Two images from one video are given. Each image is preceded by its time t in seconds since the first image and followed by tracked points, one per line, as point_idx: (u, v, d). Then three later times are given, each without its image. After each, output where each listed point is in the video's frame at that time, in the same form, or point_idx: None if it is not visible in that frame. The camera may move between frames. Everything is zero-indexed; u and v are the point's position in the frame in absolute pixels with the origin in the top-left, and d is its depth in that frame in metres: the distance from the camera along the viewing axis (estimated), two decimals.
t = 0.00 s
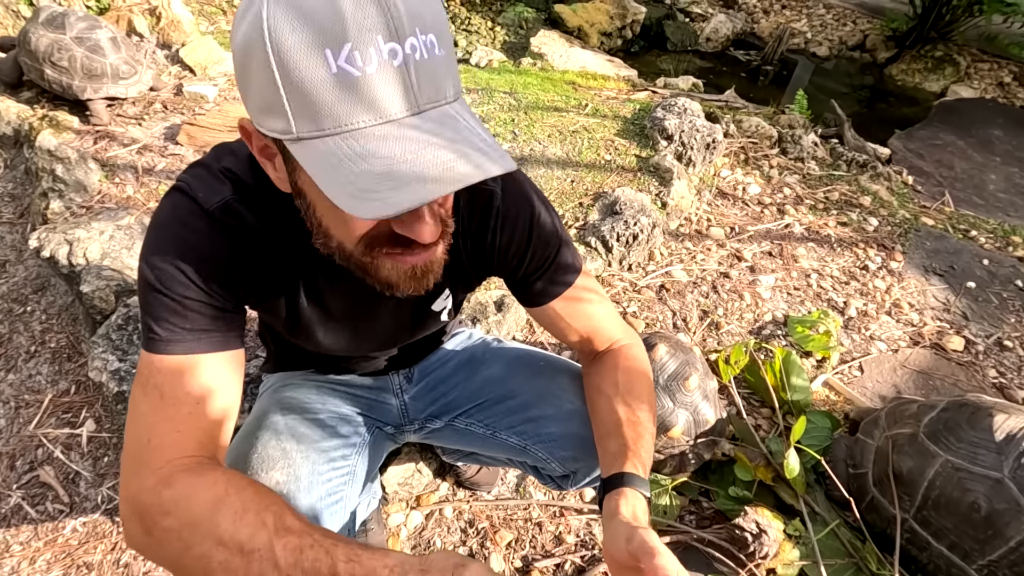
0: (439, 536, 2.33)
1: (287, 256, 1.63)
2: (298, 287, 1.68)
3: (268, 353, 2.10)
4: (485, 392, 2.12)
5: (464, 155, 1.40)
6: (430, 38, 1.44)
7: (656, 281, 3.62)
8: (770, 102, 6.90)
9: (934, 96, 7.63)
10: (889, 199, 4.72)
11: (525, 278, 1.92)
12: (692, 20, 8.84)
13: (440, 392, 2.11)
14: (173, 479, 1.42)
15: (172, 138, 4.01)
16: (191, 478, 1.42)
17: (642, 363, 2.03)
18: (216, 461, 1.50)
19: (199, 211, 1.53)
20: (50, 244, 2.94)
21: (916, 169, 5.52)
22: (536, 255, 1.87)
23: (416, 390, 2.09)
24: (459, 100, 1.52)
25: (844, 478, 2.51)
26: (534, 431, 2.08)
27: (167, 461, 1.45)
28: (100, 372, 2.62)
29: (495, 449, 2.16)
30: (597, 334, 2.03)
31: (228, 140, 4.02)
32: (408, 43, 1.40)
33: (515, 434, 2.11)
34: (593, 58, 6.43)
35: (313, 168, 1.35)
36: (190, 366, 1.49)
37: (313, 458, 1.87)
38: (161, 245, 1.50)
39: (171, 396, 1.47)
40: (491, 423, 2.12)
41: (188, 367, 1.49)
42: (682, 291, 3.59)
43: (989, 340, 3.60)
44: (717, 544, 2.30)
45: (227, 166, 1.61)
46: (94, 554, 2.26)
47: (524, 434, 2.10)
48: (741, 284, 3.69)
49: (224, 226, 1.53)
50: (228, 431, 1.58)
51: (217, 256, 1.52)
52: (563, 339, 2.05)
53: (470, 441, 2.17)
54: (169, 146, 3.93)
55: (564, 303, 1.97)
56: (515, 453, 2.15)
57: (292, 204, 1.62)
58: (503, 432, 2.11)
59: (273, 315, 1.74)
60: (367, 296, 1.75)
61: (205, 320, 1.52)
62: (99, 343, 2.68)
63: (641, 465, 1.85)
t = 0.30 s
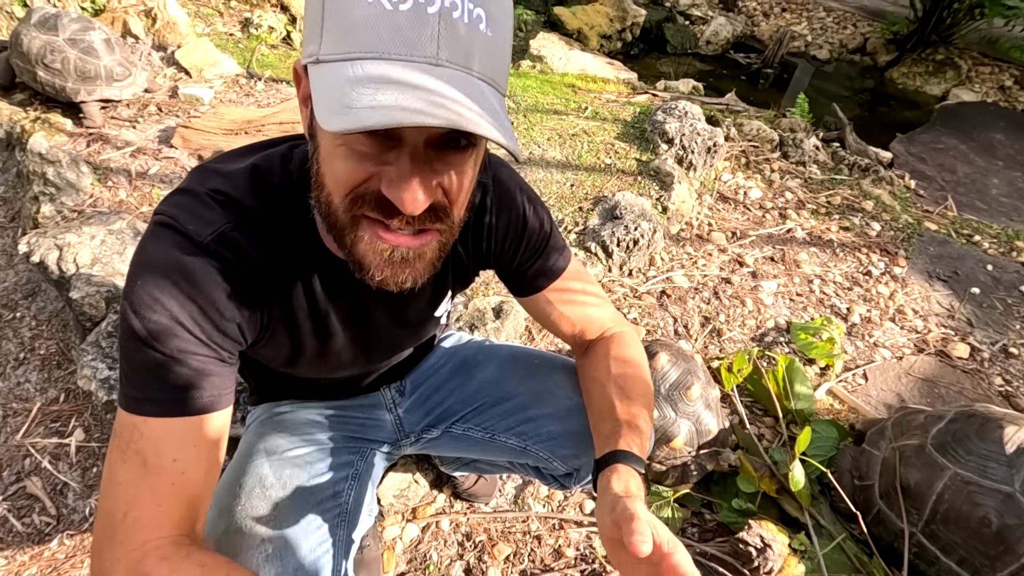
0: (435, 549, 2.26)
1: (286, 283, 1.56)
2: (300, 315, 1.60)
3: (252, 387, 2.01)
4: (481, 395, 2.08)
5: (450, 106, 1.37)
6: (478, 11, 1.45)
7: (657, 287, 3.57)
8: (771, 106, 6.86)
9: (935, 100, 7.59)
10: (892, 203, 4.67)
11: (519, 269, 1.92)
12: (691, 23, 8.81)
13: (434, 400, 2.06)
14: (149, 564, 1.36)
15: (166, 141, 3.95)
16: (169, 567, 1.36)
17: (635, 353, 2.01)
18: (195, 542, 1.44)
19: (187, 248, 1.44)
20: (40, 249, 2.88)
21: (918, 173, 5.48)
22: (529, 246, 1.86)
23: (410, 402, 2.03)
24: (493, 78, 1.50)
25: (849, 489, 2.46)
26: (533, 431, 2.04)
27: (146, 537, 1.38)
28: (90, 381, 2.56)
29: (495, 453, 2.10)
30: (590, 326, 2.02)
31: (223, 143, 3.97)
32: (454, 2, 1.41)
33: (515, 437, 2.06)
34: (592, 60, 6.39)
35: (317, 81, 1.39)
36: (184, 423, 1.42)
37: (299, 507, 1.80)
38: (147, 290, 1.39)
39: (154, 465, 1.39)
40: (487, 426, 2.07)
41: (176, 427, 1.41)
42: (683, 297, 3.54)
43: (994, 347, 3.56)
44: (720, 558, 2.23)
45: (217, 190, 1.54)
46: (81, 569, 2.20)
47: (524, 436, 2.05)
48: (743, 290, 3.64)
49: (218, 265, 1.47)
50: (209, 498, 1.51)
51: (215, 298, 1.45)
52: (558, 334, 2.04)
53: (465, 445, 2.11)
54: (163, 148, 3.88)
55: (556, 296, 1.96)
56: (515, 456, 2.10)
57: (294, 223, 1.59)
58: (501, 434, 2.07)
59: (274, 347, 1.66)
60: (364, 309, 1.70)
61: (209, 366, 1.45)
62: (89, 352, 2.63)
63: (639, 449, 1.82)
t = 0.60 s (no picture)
0: (435, 558, 2.22)
1: (277, 283, 1.52)
2: (294, 316, 1.56)
3: (251, 388, 1.97)
4: (484, 401, 2.04)
5: (421, 73, 1.30)
6: None
7: (659, 290, 3.52)
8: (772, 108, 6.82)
9: (937, 102, 7.56)
10: (895, 206, 4.63)
11: (524, 278, 1.87)
12: (692, 25, 8.78)
13: (436, 406, 2.01)
14: (141, 567, 1.31)
15: (163, 142, 3.91)
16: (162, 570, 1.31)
17: (648, 364, 1.97)
18: (191, 544, 1.40)
19: (174, 246, 1.39)
20: (33, 251, 2.84)
21: (921, 175, 5.44)
22: (536, 256, 1.81)
23: (412, 409, 1.99)
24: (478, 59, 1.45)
25: (857, 496, 2.43)
26: (537, 439, 1.99)
27: (138, 543, 1.33)
28: (82, 386, 2.52)
29: (497, 461, 2.06)
30: (601, 334, 1.96)
31: (221, 144, 3.92)
32: None
33: (518, 444, 2.01)
34: (593, 62, 6.35)
35: (289, 60, 1.38)
36: (174, 428, 1.38)
37: (301, 505, 1.74)
38: (133, 292, 1.34)
39: (146, 470, 1.35)
40: (491, 434, 2.03)
41: (166, 432, 1.37)
42: (685, 301, 3.50)
43: (1001, 351, 3.51)
44: (725, 567, 2.20)
45: (207, 188, 1.50)
46: None
47: (528, 444, 2.00)
48: (746, 293, 3.60)
49: (206, 263, 1.41)
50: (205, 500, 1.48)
51: (205, 297, 1.40)
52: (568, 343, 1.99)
53: (469, 454, 2.07)
54: (160, 149, 3.83)
55: (565, 305, 1.92)
56: (518, 465, 2.05)
57: (286, 223, 1.54)
58: (505, 442, 2.02)
59: (268, 350, 1.62)
60: (361, 313, 1.65)
61: (199, 369, 1.40)
62: (81, 356, 2.58)
63: (653, 468, 1.78)
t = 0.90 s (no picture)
0: (432, 566, 2.19)
1: (267, 287, 1.48)
2: (285, 321, 1.54)
3: (242, 393, 1.94)
4: (480, 409, 2.01)
5: (411, 70, 1.27)
6: None
7: (659, 293, 3.50)
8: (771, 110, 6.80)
9: (936, 104, 7.55)
10: (896, 208, 4.61)
11: (522, 283, 1.84)
12: (691, 26, 8.77)
13: (431, 413, 1.99)
14: None
15: (159, 144, 3.88)
16: None
17: (648, 371, 1.94)
18: (166, 556, 1.38)
19: (164, 250, 1.36)
20: (26, 254, 2.81)
21: (921, 177, 5.42)
22: (534, 262, 1.78)
23: (406, 415, 1.96)
24: (475, 58, 1.42)
25: (859, 502, 2.40)
26: (533, 449, 1.96)
27: (111, 551, 1.32)
28: (75, 391, 2.49)
29: (492, 470, 2.03)
30: (600, 340, 1.94)
31: (217, 146, 3.89)
32: None
33: (513, 453, 1.99)
34: (592, 64, 6.33)
35: (282, 58, 1.35)
36: (155, 436, 1.36)
37: (286, 514, 1.72)
38: (120, 297, 1.31)
39: (124, 479, 1.33)
40: (486, 443, 2.00)
41: (147, 440, 1.34)
42: (685, 304, 3.47)
43: (1003, 354, 3.49)
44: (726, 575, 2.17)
45: (198, 189, 1.47)
46: None
47: (524, 453, 1.98)
48: (746, 296, 3.57)
49: (197, 269, 1.38)
50: (186, 510, 1.46)
51: (192, 303, 1.37)
52: (566, 350, 1.96)
53: (464, 462, 2.04)
54: (156, 151, 3.81)
55: (563, 312, 1.89)
56: (514, 474, 2.02)
57: (277, 225, 1.51)
58: (501, 451, 1.99)
59: (260, 354, 1.59)
60: (353, 318, 1.61)
61: (184, 375, 1.37)
62: (75, 360, 2.56)
63: (653, 478, 1.74)
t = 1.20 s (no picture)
0: (427, 572, 2.17)
1: (252, 288, 1.46)
2: (273, 321, 1.52)
3: (235, 397, 1.92)
4: (473, 414, 1.99)
5: (465, 121, 1.27)
6: None
7: (657, 295, 3.48)
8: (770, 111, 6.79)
9: (935, 106, 7.53)
10: (895, 210, 4.59)
11: (515, 280, 1.82)
12: (689, 28, 8.77)
13: (425, 417, 1.97)
14: None
15: (155, 145, 3.86)
16: None
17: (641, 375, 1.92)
18: (149, 563, 1.35)
19: (148, 252, 1.34)
20: (20, 257, 2.79)
21: (920, 179, 5.41)
22: (526, 259, 1.77)
23: (398, 419, 1.95)
24: (488, 67, 1.40)
25: (859, 507, 2.38)
26: (527, 454, 1.94)
27: (94, 557, 1.30)
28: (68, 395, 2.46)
29: (486, 475, 2.01)
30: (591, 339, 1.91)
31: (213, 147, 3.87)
32: None
33: (507, 458, 1.97)
34: (590, 65, 6.31)
35: (304, 100, 1.23)
36: (138, 441, 1.33)
37: (274, 520, 1.69)
38: (102, 299, 1.29)
39: (105, 485, 1.30)
40: (479, 448, 1.98)
41: (131, 445, 1.32)
42: (684, 306, 3.45)
43: (1003, 357, 3.47)
44: None
45: (183, 190, 1.45)
46: None
47: (518, 459, 1.95)
48: (745, 299, 3.55)
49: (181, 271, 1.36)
50: (172, 516, 1.44)
51: (175, 308, 1.35)
52: (557, 352, 1.93)
53: (458, 467, 2.02)
54: (152, 153, 3.79)
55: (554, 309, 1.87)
56: (508, 480, 2.00)
57: (263, 225, 1.48)
58: (494, 456, 1.97)
59: (250, 357, 1.58)
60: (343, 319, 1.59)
61: (169, 380, 1.35)
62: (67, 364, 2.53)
63: (646, 484, 1.71)
